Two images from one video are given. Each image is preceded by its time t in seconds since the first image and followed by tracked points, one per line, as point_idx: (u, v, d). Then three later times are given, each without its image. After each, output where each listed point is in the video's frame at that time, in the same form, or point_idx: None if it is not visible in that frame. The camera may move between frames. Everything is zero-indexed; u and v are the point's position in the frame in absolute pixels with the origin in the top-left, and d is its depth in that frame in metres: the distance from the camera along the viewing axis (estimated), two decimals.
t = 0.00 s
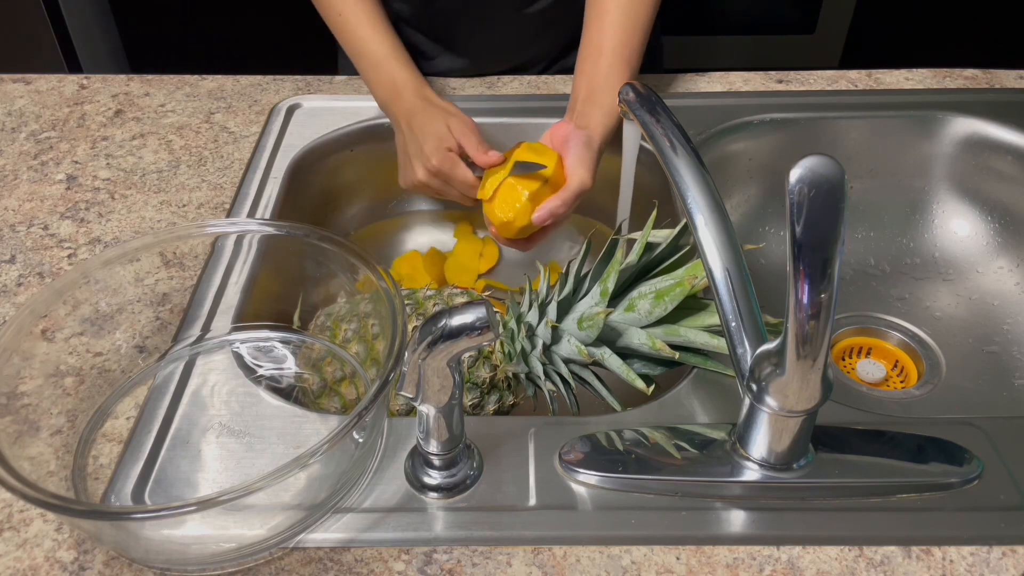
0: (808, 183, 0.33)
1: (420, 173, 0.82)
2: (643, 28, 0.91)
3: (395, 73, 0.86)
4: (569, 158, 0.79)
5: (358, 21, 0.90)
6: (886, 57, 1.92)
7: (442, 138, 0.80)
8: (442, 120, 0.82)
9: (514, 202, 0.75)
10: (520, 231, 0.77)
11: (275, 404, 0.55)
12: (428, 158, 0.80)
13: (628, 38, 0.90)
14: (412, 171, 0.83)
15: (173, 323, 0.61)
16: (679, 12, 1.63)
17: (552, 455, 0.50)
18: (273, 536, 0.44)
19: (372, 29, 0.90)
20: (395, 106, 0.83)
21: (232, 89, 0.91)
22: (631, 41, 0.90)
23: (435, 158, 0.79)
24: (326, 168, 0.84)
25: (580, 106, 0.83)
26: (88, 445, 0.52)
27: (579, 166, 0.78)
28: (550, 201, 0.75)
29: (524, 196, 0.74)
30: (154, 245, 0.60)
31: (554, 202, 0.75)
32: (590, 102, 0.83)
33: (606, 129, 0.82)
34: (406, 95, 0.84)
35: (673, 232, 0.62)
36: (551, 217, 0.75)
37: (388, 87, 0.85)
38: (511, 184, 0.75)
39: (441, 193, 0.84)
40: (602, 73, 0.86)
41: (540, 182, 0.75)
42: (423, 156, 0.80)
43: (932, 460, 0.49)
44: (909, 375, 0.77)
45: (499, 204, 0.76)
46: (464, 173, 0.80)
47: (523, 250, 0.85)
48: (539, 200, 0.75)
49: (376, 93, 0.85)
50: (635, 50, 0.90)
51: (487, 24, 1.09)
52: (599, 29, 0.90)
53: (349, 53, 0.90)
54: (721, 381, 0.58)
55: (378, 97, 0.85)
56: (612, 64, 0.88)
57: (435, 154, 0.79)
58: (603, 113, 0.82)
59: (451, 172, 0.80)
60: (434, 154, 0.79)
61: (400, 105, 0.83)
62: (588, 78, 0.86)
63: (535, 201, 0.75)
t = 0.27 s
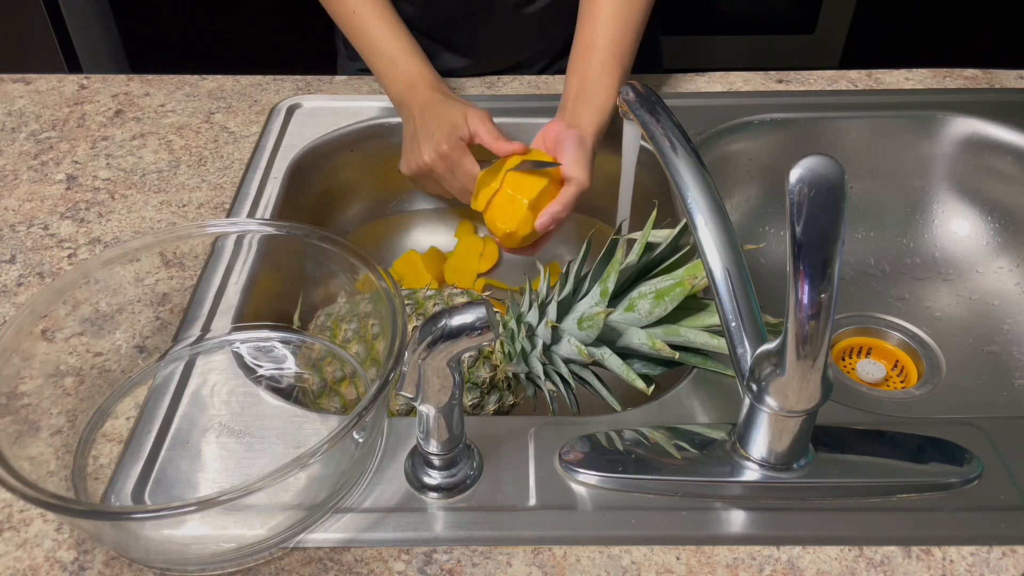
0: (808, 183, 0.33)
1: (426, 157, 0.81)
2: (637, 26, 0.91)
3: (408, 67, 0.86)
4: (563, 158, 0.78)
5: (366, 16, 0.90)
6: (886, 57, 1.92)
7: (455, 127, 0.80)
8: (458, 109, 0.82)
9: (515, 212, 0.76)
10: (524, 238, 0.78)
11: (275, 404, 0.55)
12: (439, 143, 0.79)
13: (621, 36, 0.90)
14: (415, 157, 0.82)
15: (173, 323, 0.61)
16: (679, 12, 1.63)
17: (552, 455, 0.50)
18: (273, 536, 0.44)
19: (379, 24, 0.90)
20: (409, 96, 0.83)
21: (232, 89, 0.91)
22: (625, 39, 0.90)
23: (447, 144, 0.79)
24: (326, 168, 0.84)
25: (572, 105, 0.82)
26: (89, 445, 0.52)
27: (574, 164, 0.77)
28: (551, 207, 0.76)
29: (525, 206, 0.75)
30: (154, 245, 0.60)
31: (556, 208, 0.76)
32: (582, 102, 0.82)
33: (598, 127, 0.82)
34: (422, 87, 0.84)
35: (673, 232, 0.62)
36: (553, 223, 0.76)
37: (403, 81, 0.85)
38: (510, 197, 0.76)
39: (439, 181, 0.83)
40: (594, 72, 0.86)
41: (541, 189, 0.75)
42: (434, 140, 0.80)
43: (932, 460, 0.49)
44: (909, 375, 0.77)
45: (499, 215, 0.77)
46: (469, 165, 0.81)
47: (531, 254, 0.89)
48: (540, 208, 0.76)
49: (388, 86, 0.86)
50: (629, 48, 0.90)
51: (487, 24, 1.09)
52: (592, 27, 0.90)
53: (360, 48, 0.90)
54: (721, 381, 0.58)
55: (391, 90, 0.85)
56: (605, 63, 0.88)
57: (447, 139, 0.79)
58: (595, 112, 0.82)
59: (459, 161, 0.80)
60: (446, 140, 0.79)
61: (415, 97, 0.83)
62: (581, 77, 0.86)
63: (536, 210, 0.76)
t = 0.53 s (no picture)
0: (808, 183, 0.33)
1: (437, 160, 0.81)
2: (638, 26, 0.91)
3: (407, 66, 0.86)
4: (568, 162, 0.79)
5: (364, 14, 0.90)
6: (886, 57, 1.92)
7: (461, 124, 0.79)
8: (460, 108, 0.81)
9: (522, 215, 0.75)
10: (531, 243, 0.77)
11: (275, 404, 0.55)
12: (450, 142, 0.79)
13: (622, 36, 0.90)
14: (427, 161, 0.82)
15: (173, 323, 0.61)
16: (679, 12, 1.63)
17: (552, 455, 0.50)
18: (272, 536, 0.44)
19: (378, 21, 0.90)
20: (410, 98, 0.83)
21: (232, 89, 0.91)
22: (625, 39, 0.90)
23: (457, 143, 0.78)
24: (326, 169, 0.84)
25: (574, 106, 0.82)
26: (89, 445, 0.52)
27: (578, 166, 0.79)
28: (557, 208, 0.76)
29: (530, 210, 0.75)
30: (154, 245, 0.60)
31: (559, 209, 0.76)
32: (583, 102, 0.82)
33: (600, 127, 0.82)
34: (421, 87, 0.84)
35: (673, 232, 0.62)
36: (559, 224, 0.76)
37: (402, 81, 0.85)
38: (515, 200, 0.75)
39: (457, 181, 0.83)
40: (595, 73, 0.86)
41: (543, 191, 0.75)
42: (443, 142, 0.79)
43: (932, 460, 0.49)
44: (910, 375, 0.77)
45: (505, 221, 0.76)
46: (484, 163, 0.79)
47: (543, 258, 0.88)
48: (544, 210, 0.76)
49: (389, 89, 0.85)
50: (630, 47, 0.90)
51: (487, 24, 1.09)
52: (592, 27, 0.90)
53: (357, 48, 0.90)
54: (721, 381, 0.58)
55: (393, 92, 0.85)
56: (605, 63, 0.88)
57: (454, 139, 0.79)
58: (596, 112, 0.82)
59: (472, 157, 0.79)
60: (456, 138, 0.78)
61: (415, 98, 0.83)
62: (582, 78, 0.86)
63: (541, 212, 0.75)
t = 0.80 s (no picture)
0: (808, 183, 0.33)
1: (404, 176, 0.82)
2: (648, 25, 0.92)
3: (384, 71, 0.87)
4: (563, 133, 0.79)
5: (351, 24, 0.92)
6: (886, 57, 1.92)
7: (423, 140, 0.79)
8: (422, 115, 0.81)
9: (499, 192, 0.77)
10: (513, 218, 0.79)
11: (275, 404, 0.55)
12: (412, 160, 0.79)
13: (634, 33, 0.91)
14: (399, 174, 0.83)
15: (173, 323, 0.61)
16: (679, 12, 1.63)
17: (553, 455, 0.50)
18: (272, 536, 0.44)
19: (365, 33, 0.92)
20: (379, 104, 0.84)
21: (232, 89, 0.91)
22: (637, 36, 0.91)
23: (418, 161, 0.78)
24: (326, 169, 0.84)
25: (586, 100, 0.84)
26: (89, 445, 0.52)
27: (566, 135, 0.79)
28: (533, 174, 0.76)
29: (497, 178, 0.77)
30: (154, 245, 0.60)
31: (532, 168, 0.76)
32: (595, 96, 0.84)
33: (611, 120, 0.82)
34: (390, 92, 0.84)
35: (673, 232, 0.62)
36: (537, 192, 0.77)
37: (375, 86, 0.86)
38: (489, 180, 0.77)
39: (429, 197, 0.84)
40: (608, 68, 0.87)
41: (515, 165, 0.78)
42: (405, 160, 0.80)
43: (932, 460, 0.49)
44: (909, 375, 0.77)
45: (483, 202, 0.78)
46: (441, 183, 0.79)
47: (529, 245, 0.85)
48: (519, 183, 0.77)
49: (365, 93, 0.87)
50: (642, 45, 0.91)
51: (487, 24, 1.09)
52: (604, 26, 0.92)
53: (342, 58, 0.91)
54: (721, 381, 0.58)
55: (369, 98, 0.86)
56: (617, 59, 0.89)
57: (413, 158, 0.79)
58: (608, 105, 0.83)
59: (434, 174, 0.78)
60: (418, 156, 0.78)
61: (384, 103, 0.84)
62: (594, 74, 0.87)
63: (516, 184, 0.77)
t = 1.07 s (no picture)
0: (808, 183, 0.33)
1: (401, 172, 0.80)
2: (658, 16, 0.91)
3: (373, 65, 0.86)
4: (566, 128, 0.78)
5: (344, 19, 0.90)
6: (886, 57, 1.92)
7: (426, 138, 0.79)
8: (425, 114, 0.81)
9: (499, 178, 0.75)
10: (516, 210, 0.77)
11: (275, 404, 0.55)
12: (411, 156, 0.78)
13: (642, 24, 0.90)
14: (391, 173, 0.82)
15: (173, 323, 0.61)
16: (679, 12, 1.63)
17: (552, 455, 0.50)
18: (273, 536, 0.44)
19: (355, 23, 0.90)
20: (373, 99, 0.83)
21: (232, 89, 0.91)
22: (645, 27, 0.90)
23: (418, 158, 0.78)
24: (325, 169, 0.84)
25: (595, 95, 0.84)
26: (89, 445, 0.52)
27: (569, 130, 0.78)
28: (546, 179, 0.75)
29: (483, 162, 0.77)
30: (154, 245, 0.60)
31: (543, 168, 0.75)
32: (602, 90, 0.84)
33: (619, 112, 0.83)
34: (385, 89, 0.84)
35: (673, 232, 0.62)
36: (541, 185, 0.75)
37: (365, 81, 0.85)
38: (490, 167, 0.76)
39: (418, 198, 0.83)
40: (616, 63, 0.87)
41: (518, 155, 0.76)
42: (405, 156, 0.79)
43: (932, 460, 0.49)
44: (909, 375, 0.77)
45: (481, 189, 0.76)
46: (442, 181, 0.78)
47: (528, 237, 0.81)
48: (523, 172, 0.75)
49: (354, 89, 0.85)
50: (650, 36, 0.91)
51: (487, 24, 1.09)
52: (611, 26, 0.91)
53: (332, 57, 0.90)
54: (721, 381, 0.58)
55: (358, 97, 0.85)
56: (625, 52, 0.89)
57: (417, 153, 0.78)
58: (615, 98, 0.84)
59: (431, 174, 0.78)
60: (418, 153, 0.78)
61: (378, 98, 0.83)
62: (602, 69, 0.88)
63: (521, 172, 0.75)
